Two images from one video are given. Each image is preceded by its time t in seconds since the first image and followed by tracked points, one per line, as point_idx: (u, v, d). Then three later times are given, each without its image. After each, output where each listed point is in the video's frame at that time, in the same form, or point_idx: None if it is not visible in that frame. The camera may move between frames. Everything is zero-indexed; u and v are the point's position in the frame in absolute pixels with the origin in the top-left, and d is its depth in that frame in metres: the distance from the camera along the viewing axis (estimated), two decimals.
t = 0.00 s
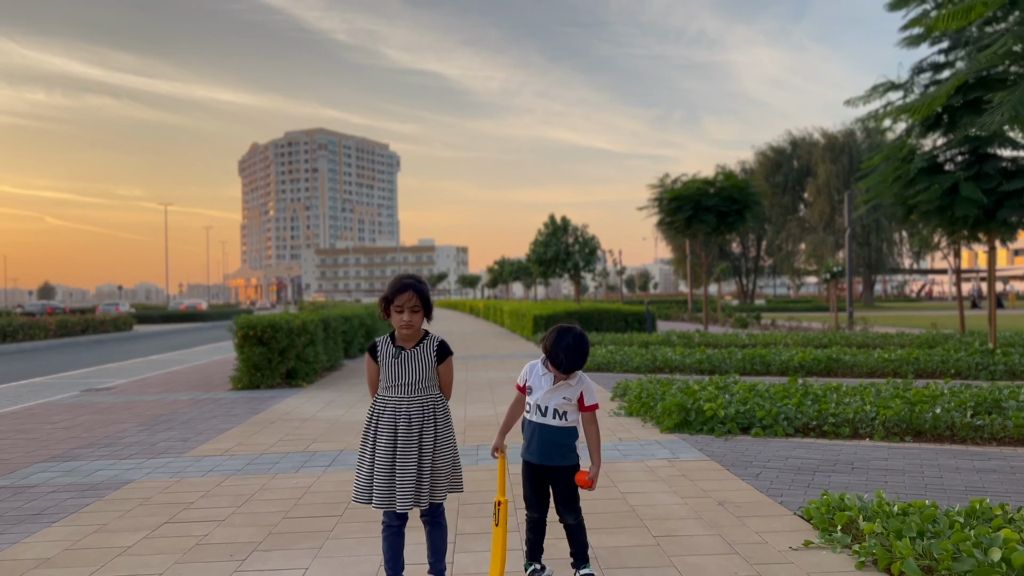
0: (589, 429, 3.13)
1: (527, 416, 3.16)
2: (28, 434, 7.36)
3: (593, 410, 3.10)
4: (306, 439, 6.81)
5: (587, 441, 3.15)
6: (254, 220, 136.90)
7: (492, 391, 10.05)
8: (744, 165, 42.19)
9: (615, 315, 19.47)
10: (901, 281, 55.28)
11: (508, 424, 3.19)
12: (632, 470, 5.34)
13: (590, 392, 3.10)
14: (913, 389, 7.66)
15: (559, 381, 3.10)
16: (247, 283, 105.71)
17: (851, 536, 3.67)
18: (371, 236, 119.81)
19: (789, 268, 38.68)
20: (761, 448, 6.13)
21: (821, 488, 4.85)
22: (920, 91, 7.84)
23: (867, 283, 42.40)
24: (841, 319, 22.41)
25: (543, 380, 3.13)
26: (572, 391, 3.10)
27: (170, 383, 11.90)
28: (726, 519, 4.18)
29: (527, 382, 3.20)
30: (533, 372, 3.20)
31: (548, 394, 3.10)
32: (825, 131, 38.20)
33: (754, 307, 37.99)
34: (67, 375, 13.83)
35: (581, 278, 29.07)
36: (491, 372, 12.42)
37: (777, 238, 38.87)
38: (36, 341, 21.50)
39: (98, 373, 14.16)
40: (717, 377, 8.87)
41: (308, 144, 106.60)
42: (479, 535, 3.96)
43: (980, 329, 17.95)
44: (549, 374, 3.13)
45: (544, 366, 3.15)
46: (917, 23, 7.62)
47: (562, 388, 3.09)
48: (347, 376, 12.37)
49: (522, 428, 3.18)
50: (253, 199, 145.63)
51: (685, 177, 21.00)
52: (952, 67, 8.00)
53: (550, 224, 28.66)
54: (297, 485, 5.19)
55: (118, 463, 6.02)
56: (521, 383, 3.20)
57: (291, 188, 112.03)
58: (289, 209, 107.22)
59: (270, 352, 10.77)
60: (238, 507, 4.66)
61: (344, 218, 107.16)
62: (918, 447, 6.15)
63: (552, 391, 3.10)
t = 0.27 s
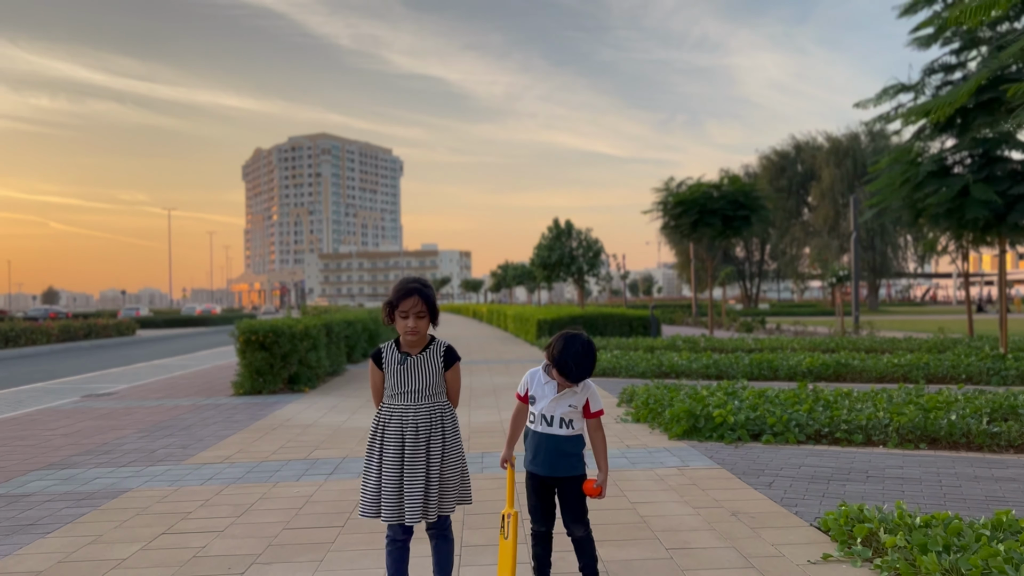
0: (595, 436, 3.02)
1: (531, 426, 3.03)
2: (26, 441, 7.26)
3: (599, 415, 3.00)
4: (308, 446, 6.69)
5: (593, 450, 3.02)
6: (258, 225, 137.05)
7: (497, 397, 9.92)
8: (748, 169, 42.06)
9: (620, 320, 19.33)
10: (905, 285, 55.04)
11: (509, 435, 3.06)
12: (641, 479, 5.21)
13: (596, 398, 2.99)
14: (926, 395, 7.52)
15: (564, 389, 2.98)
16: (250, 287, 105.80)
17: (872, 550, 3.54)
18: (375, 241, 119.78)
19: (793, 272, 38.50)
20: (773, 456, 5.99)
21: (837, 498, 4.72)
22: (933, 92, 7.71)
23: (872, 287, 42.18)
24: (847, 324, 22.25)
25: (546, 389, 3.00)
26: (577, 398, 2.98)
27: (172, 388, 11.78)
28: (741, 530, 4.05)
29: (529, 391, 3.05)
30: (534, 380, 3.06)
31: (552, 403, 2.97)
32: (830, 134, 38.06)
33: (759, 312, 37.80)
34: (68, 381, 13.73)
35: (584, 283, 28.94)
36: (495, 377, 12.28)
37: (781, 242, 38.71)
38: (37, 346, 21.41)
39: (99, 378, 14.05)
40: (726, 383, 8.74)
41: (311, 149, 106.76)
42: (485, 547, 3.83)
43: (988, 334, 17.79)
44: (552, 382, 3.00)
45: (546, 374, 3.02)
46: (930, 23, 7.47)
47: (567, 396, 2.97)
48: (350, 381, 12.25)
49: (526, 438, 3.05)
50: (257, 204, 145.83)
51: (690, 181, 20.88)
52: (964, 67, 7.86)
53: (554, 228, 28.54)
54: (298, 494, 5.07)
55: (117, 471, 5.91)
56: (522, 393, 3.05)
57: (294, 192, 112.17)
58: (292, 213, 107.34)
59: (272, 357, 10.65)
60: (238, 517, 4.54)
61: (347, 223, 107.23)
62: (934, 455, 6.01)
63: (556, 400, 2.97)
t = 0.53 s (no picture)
0: (601, 443, 2.92)
1: (535, 436, 2.92)
2: (23, 447, 7.18)
3: (604, 421, 2.91)
4: (308, 452, 6.59)
5: (599, 457, 2.92)
6: (261, 229, 137.22)
7: (499, 402, 9.81)
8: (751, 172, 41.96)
9: (623, 324, 19.21)
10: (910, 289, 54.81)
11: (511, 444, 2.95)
12: (648, 486, 5.10)
13: (600, 403, 2.89)
14: (936, 400, 7.39)
15: (567, 395, 2.87)
16: (253, 291, 105.87)
17: (888, 561, 3.42)
18: (377, 245, 119.79)
19: (797, 276, 38.34)
20: (781, 462, 5.88)
21: (849, 506, 4.61)
22: (941, 93, 7.61)
23: (876, 291, 41.99)
24: (852, 328, 22.10)
25: (548, 397, 2.90)
26: (582, 404, 2.88)
27: (172, 393, 11.70)
28: (750, 540, 3.94)
29: (530, 399, 2.95)
30: (535, 387, 2.95)
31: (556, 411, 2.87)
32: (833, 138, 37.94)
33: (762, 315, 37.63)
34: (68, 385, 13.65)
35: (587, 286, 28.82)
36: (498, 381, 12.17)
37: (785, 246, 38.57)
38: (39, 350, 21.36)
39: (100, 383, 13.98)
40: (732, 387, 8.62)
41: (313, 153, 106.86)
42: (488, 557, 3.72)
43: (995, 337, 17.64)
44: (554, 389, 2.90)
45: (548, 381, 2.92)
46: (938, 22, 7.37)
47: (571, 403, 2.86)
48: (352, 385, 12.16)
49: (530, 448, 2.94)
50: (260, 208, 146.02)
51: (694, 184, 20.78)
52: (974, 66, 7.75)
53: (557, 232, 28.44)
54: (297, 501, 4.98)
55: (114, 477, 5.82)
56: (523, 401, 2.95)
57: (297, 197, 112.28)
58: (295, 217, 107.43)
59: (273, 361, 10.56)
60: (236, 525, 4.44)
61: (349, 227, 107.25)
62: (946, 461, 5.89)
63: (560, 408, 2.86)
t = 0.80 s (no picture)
0: (605, 448, 2.81)
1: (537, 441, 2.80)
2: (17, 451, 7.07)
3: (608, 425, 2.79)
4: (305, 456, 6.49)
5: (604, 462, 2.81)
6: (262, 232, 137.26)
7: (500, 405, 9.69)
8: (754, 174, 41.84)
9: (625, 326, 19.10)
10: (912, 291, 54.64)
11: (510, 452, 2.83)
12: (652, 492, 4.98)
13: (604, 407, 2.77)
14: (944, 403, 7.27)
15: (570, 398, 2.76)
16: (254, 294, 105.86)
17: (901, 571, 3.30)
18: (379, 247, 119.76)
19: (799, 279, 38.21)
20: (787, 467, 5.76)
21: (858, 512, 4.48)
22: (949, 90, 7.49)
23: (878, 293, 41.79)
24: (855, 330, 21.95)
25: (551, 400, 2.78)
26: (585, 407, 2.76)
27: (170, 396, 11.60)
28: (758, 548, 3.82)
29: (531, 403, 2.83)
30: (537, 391, 2.83)
31: (558, 415, 2.75)
32: (835, 140, 37.80)
33: (764, 318, 37.50)
34: (66, 388, 13.55)
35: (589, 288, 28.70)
36: (500, 384, 12.05)
37: (787, 248, 38.44)
38: (38, 353, 21.29)
39: (98, 386, 13.88)
40: (736, 390, 8.50)
41: (315, 156, 106.94)
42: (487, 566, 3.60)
43: (1000, 340, 17.50)
44: (556, 392, 2.78)
45: (549, 383, 2.81)
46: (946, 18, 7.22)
47: (573, 406, 2.75)
48: (352, 388, 12.04)
49: (532, 454, 2.82)
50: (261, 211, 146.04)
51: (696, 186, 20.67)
52: (983, 63, 7.62)
53: (558, 234, 28.34)
54: (293, 507, 4.86)
55: (107, 482, 5.71)
56: (524, 405, 2.83)
57: (299, 199, 112.32)
58: (297, 220, 107.43)
59: (271, 364, 10.45)
60: (229, 532, 4.33)
61: (351, 229, 107.27)
62: (956, 466, 5.76)
63: (563, 411, 2.75)
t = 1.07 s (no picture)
0: (607, 456, 2.67)
1: (536, 451, 2.66)
2: (8, 456, 6.96)
3: (610, 431, 2.65)
4: (300, 462, 6.36)
5: (607, 472, 2.67)
6: (263, 234, 137.20)
7: (500, 408, 9.55)
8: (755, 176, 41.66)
9: (627, 328, 18.96)
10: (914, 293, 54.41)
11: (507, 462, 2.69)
12: (654, 500, 4.85)
13: (606, 412, 2.64)
14: (952, 407, 7.13)
15: (569, 403, 2.62)
16: (255, 295, 105.81)
17: None
18: (380, 249, 119.67)
19: (801, 281, 38.04)
20: (793, 474, 5.62)
21: (867, 521, 4.34)
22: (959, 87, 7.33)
23: (881, 295, 41.56)
24: (859, 332, 21.79)
25: (549, 407, 2.64)
26: (586, 413, 2.62)
27: (167, 399, 11.48)
28: (765, 559, 3.69)
29: (529, 411, 2.69)
30: (535, 398, 2.70)
31: (558, 422, 2.61)
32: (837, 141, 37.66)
33: (766, 319, 37.34)
34: (62, 391, 13.45)
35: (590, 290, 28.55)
36: (500, 387, 11.92)
37: (789, 250, 38.30)
38: (37, 355, 21.19)
39: (95, 388, 13.76)
40: (739, 394, 8.37)
41: (316, 157, 106.88)
42: None
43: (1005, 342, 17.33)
44: (555, 398, 2.65)
45: (548, 389, 2.68)
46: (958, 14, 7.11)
47: (574, 410, 2.61)
48: (350, 391, 11.91)
49: (531, 465, 2.68)
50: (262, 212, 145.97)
51: (698, 187, 20.52)
52: (994, 60, 7.48)
53: (559, 235, 28.20)
54: (286, 514, 4.74)
55: (97, 489, 5.59)
56: (521, 413, 2.70)
57: (300, 201, 112.25)
58: (298, 222, 107.37)
59: (269, 367, 10.33)
60: (218, 541, 4.20)
61: (352, 231, 107.20)
62: (966, 473, 5.61)
63: (562, 417, 2.61)
